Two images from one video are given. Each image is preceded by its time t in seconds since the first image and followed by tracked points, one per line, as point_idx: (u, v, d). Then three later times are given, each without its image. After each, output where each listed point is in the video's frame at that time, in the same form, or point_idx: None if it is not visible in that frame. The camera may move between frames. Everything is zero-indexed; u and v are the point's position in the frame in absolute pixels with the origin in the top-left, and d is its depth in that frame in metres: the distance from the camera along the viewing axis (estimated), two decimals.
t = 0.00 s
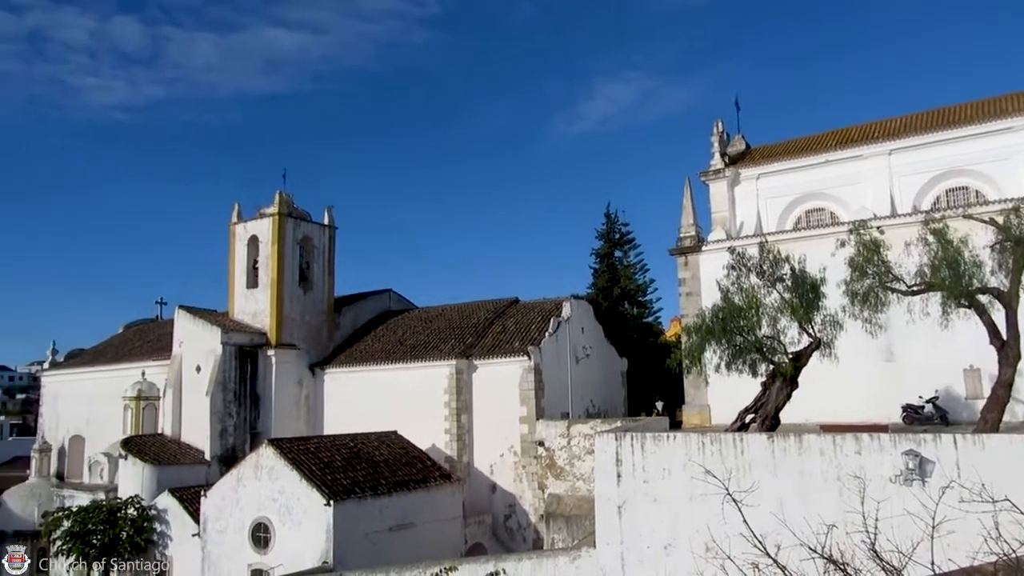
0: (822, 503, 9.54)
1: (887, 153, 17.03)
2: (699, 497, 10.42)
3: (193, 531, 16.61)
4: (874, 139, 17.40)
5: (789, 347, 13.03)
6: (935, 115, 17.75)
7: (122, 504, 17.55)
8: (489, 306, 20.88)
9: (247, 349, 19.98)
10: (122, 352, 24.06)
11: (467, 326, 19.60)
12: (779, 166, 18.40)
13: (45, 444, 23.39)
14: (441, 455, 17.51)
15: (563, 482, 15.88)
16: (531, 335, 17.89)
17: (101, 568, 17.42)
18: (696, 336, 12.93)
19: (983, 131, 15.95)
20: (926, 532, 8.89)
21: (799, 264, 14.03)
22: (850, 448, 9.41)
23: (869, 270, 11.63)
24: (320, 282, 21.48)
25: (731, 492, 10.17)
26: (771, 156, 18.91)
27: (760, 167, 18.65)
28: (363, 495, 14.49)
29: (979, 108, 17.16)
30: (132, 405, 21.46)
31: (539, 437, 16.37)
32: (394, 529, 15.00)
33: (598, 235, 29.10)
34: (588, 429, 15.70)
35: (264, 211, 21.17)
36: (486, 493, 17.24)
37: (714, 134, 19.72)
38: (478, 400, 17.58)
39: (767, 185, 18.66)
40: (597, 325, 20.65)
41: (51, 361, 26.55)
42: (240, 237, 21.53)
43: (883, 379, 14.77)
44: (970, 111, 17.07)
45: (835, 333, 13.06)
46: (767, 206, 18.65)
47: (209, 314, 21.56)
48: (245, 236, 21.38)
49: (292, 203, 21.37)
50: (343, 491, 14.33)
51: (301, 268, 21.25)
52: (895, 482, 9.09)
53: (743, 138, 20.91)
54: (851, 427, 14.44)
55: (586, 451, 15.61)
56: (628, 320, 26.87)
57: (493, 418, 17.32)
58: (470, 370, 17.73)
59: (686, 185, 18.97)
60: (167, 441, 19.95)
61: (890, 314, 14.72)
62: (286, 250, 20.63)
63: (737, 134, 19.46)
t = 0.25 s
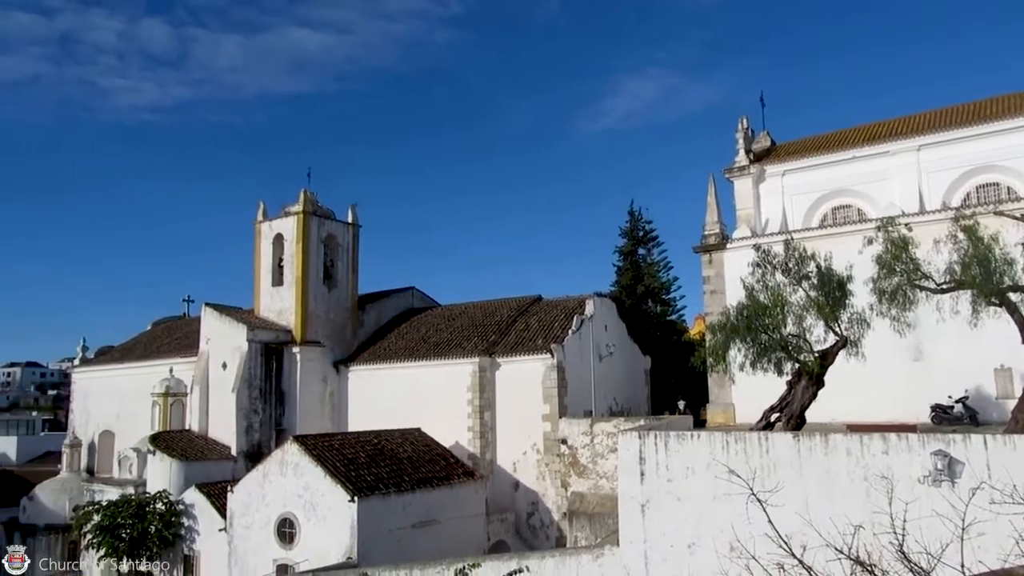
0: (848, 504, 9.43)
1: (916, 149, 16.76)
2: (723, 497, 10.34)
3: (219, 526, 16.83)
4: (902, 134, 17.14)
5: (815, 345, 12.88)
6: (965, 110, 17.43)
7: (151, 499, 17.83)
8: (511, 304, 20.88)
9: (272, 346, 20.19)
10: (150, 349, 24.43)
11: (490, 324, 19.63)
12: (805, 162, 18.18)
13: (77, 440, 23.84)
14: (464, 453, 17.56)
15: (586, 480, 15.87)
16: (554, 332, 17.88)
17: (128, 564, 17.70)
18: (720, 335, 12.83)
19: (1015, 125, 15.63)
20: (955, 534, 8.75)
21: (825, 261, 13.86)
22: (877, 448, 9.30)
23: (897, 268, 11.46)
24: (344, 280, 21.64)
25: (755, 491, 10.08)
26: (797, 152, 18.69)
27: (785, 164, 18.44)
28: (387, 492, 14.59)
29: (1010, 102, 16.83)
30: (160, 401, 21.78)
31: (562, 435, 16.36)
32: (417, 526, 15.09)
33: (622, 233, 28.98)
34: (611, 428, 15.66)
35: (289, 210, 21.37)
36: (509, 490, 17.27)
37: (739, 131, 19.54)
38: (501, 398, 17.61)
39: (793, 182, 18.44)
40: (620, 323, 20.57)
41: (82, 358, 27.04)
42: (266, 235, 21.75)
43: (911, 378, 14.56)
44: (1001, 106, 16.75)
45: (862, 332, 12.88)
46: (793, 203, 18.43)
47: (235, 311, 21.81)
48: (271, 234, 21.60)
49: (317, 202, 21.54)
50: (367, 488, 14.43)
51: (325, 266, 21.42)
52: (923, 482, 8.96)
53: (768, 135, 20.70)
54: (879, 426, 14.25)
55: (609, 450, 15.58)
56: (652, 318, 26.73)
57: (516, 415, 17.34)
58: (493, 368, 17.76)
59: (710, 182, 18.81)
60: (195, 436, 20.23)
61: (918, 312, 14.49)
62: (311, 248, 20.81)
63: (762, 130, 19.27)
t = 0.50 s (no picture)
0: (875, 504, 9.31)
1: (945, 145, 16.49)
2: (746, 496, 10.25)
3: (244, 521, 17.05)
4: (931, 129, 16.85)
5: (840, 344, 12.71)
6: (996, 104, 17.11)
7: (177, 494, 18.07)
8: (533, 302, 20.86)
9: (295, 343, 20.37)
10: (177, 346, 24.76)
11: (512, 321, 19.64)
12: (831, 158, 17.95)
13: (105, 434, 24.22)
14: (485, 450, 17.58)
15: (608, 478, 15.84)
16: (576, 330, 17.84)
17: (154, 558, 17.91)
18: (745, 332, 12.72)
19: None
20: (984, 536, 8.60)
21: (851, 258, 13.67)
22: (904, 448, 9.16)
23: (925, 266, 11.29)
24: (367, 278, 21.76)
25: (779, 491, 9.99)
26: (822, 148, 18.46)
27: (811, 160, 18.21)
28: (409, 488, 14.66)
29: None
30: (186, 397, 22.05)
31: (584, 433, 16.33)
32: (439, 523, 15.15)
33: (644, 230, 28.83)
34: (634, 426, 15.60)
35: (312, 208, 21.52)
36: (530, 488, 17.27)
37: (764, 127, 19.33)
38: (523, 395, 17.62)
39: (818, 178, 18.21)
40: (643, 320, 20.46)
41: (109, 354, 27.47)
42: (290, 233, 21.93)
43: (939, 377, 14.33)
44: None
45: (889, 330, 12.68)
46: (818, 199, 18.20)
47: (260, 308, 22.03)
48: (294, 232, 21.78)
49: (340, 200, 21.67)
50: (390, 484, 14.52)
51: (348, 263, 21.55)
52: (952, 483, 8.82)
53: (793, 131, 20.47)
54: (906, 426, 14.05)
55: (631, 448, 15.53)
56: (674, 315, 26.58)
57: (538, 413, 17.33)
58: (515, 365, 17.77)
59: (734, 178, 18.64)
60: (220, 432, 20.48)
61: (947, 310, 14.24)
62: (334, 246, 20.95)
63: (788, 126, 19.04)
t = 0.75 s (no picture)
0: (899, 501, 9.20)
1: (970, 137, 16.22)
2: (769, 492, 10.16)
3: (267, 516, 17.25)
4: (956, 121, 16.59)
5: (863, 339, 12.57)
6: None
7: (201, 490, 18.29)
8: (553, 298, 20.84)
9: (316, 340, 20.52)
10: (200, 343, 25.03)
11: (532, 318, 19.65)
12: (854, 152, 17.74)
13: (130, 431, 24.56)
14: (506, 447, 17.61)
15: (629, 475, 15.81)
16: (596, 326, 17.81)
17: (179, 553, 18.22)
18: (766, 328, 12.62)
19: None
20: (1011, 533, 8.46)
21: (874, 253, 13.51)
22: (929, 444, 9.04)
23: (950, 260, 11.12)
24: (387, 275, 21.86)
25: (802, 487, 9.90)
26: (845, 142, 18.24)
27: (833, 154, 18.01)
28: (430, 485, 14.72)
29: None
30: (209, 394, 22.29)
31: (605, 429, 16.31)
32: (460, 519, 15.20)
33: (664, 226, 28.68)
34: (654, 422, 15.55)
35: (332, 206, 21.66)
36: (551, 484, 17.27)
37: (785, 120, 19.14)
38: (543, 392, 17.62)
39: (841, 172, 18.01)
40: (663, 317, 20.36)
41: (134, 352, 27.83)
42: (310, 231, 22.09)
43: (964, 373, 14.13)
44: None
45: (913, 325, 12.58)
46: (841, 193, 18.00)
47: (281, 306, 22.21)
48: (315, 230, 21.94)
49: (359, 198, 21.79)
50: (411, 480, 14.59)
51: (368, 261, 21.67)
52: (978, 479, 8.70)
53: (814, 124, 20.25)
54: (931, 422, 13.86)
55: (651, 444, 15.47)
56: (695, 311, 26.41)
57: (558, 409, 17.33)
58: (535, 362, 17.77)
59: (754, 173, 18.48)
60: (243, 428, 20.71)
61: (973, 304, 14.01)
62: (354, 244, 21.08)
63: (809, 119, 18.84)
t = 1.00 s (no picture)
0: (924, 497, 9.11)
1: (995, 128, 15.96)
2: (792, 489, 10.09)
3: (291, 514, 17.39)
4: (981, 112, 16.33)
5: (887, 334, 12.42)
6: None
7: (226, 487, 18.54)
8: (572, 295, 20.82)
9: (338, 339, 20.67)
10: (223, 342, 25.29)
11: (552, 315, 19.65)
12: (877, 144, 17.53)
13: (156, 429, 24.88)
14: (527, 443, 17.63)
15: (651, 471, 15.78)
16: (616, 323, 17.77)
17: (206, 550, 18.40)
18: (789, 323, 12.52)
19: None
20: None
21: (898, 246, 13.34)
22: (955, 439, 8.93)
23: (976, 252, 10.96)
24: (407, 273, 21.96)
25: (825, 484, 9.82)
26: (867, 134, 18.03)
27: (855, 146, 17.81)
28: (452, 481, 14.79)
29: None
30: (233, 393, 22.51)
31: (626, 426, 16.28)
32: (482, 515, 15.26)
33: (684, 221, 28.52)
34: (676, 418, 15.50)
35: (352, 205, 21.78)
36: (573, 481, 17.28)
37: (806, 113, 18.92)
38: (564, 388, 17.62)
39: (863, 165, 17.80)
40: (683, 312, 20.25)
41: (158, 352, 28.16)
42: (331, 230, 22.23)
43: (991, 367, 13.93)
44: None
45: (938, 319, 12.47)
46: (864, 186, 17.78)
47: (303, 305, 22.39)
48: (335, 229, 22.08)
49: (379, 196, 21.89)
50: (433, 477, 14.67)
51: (389, 259, 21.78)
52: (1005, 475, 8.58)
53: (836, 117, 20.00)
54: (957, 417, 13.68)
55: (673, 440, 15.42)
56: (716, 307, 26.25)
57: (578, 406, 17.33)
58: (555, 359, 17.77)
59: (775, 167, 18.30)
60: (266, 426, 20.91)
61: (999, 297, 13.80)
62: (374, 242, 21.20)
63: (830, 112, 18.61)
